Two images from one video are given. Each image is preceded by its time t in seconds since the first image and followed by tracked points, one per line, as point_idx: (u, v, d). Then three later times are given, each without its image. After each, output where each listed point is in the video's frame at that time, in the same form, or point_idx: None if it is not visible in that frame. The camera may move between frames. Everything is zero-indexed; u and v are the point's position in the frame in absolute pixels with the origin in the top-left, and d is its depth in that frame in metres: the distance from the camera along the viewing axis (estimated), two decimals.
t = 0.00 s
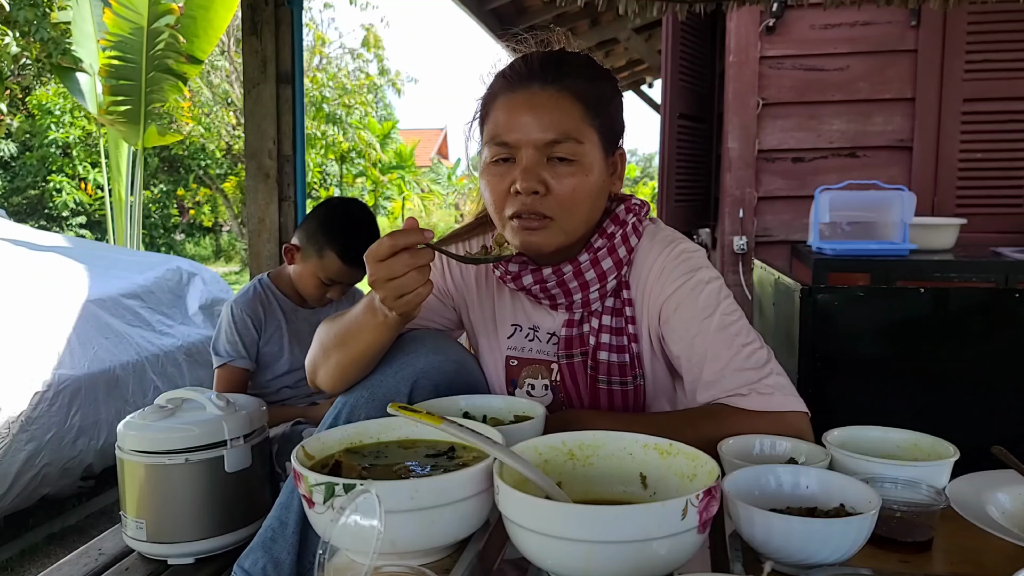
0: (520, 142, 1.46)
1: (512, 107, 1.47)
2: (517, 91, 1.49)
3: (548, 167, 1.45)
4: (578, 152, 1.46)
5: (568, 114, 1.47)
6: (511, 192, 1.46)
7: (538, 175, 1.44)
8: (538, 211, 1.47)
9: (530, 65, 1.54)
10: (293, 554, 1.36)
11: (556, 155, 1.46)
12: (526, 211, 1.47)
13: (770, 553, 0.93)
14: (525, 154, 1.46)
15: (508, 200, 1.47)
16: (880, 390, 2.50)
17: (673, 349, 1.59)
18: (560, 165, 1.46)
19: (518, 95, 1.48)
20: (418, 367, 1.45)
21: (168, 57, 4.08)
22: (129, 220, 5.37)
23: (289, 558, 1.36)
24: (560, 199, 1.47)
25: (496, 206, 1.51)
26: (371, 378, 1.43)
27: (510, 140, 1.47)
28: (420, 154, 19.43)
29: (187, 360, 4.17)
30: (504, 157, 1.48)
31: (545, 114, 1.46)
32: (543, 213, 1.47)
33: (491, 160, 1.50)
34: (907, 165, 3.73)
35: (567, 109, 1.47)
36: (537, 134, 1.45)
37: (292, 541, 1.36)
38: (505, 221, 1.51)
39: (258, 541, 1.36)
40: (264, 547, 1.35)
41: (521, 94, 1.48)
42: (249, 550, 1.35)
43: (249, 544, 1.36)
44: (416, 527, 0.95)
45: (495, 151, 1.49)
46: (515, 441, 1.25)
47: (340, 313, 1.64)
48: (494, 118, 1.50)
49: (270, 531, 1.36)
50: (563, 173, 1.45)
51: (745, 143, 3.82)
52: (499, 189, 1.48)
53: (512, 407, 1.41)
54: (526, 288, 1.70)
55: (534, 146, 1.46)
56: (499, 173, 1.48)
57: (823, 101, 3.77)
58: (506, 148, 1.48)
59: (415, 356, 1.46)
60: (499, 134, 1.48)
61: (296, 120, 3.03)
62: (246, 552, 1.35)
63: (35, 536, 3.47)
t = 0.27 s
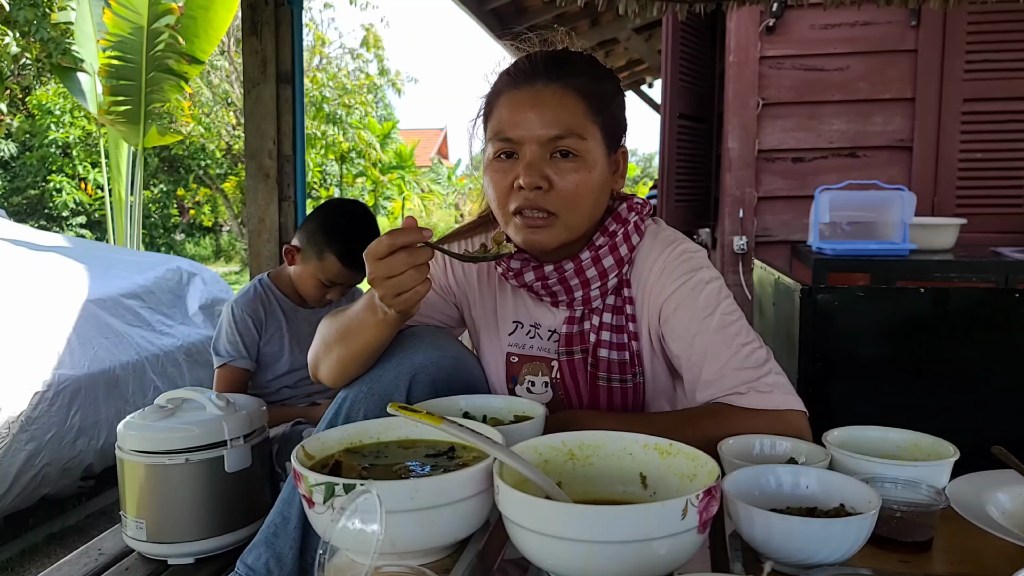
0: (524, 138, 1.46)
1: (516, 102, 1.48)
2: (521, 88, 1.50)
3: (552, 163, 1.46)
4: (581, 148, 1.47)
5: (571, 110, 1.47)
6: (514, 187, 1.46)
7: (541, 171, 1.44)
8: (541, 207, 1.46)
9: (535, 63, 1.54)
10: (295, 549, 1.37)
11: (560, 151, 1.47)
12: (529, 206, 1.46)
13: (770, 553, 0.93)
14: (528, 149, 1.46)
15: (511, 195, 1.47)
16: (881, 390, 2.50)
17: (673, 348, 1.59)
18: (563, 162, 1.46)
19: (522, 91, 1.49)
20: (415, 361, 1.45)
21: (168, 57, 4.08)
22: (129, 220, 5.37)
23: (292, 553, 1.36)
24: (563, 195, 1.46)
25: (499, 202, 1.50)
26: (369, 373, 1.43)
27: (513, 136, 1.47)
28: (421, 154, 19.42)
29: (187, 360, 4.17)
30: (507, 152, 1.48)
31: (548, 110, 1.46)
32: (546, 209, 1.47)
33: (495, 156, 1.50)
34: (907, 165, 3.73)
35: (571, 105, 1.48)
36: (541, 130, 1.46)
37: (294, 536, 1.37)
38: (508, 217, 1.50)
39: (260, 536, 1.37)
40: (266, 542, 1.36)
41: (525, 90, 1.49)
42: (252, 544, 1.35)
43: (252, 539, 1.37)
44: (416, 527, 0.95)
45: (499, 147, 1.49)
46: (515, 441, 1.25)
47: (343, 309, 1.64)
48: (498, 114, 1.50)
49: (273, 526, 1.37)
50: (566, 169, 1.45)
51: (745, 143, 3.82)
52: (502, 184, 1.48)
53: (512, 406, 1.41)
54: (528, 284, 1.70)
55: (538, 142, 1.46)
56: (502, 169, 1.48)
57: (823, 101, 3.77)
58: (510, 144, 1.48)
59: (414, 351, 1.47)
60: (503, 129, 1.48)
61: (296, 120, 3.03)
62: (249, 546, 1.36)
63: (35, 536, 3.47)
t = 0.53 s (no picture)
0: (533, 127, 1.48)
1: (526, 93, 1.51)
2: (530, 80, 1.52)
3: (559, 152, 1.47)
4: (589, 137, 1.48)
5: (580, 101, 1.49)
6: (520, 175, 1.46)
7: (549, 160, 1.45)
8: (548, 196, 1.46)
9: (544, 59, 1.57)
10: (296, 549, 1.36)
11: (567, 141, 1.48)
12: (536, 195, 1.47)
13: (770, 553, 0.93)
14: (535, 138, 1.48)
15: (517, 183, 1.47)
16: (881, 390, 2.50)
17: (675, 347, 1.59)
18: (570, 151, 1.47)
19: (532, 83, 1.52)
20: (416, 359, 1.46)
21: (168, 57, 4.08)
22: (129, 220, 5.36)
23: (292, 551, 1.36)
24: (570, 183, 1.46)
25: (505, 193, 1.50)
26: (371, 371, 1.43)
27: (522, 125, 1.49)
28: (420, 154, 19.42)
29: (187, 360, 4.17)
30: (516, 142, 1.50)
31: (557, 99, 1.49)
32: (552, 197, 1.47)
33: (503, 147, 1.51)
34: (907, 165, 3.73)
35: (579, 97, 1.50)
36: (549, 119, 1.48)
37: (294, 535, 1.36)
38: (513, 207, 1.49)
39: (260, 535, 1.37)
40: (266, 541, 1.36)
41: (535, 82, 1.52)
42: (253, 543, 1.36)
43: (251, 539, 1.37)
44: (416, 527, 0.95)
45: (507, 137, 1.50)
46: (515, 441, 1.25)
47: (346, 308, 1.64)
48: (507, 104, 1.52)
49: (272, 525, 1.37)
50: (573, 158, 1.46)
51: (745, 143, 3.82)
52: (509, 174, 1.48)
53: (512, 407, 1.41)
54: (530, 282, 1.70)
55: (545, 131, 1.48)
56: (510, 158, 1.49)
57: (823, 101, 3.77)
58: (518, 133, 1.49)
59: (414, 351, 1.47)
60: (512, 118, 1.50)
61: (296, 120, 3.03)
62: (250, 545, 1.36)
63: (35, 536, 3.47)
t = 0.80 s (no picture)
0: (521, 130, 1.48)
1: (515, 95, 1.50)
2: (520, 82, 1.52)
3: (547, 155, 1.47)
4: (577, 140, 1.48)
5: (569, 103, 1.49)
6: (508, 179, 1.47)
7: (536, 163, 1.45)
8: (536, 200, 1.47)
9: (535, 59, 1.57)
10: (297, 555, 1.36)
11: (556, 145, 1.48)
12: (524, 198, 1.48)
13: (770, 553, 0.93)
14: (523, 142, 1.48)
15: (506, 188, 1.48)
16: (881, 390, 2.50)
17: (674, 347, 1.59)
18: (558, 155, 1.47)
19: (521, 85, 1.51)
20: (417, 362, 1.45)
21: (168, 57, 4.08)
22: (129, 220, 5.36)
23: (293, 557, 1.36)
24: (558, 188, 1.47)
25: (495, 196, 1.52)
26: (374, 374, 1.43)
27: (511, 128, 1.49)
28: (420, 154, 19.43)
29: (187, 360, 4.17)
30: (505, 146, 1.50)
31: (545, 101, 1.48)
32: (540, 202, 1.48)
33: (493, 149, 1.52)
34: (907, 165, 3.73)
35: (568, 99, 1.49)
36: (537, 122, 1.48)
37: (295, 540, 1.36)
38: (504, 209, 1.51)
39: (262, 540, 1.37)
40: (268, 545, 1.36)
41: (524, 84, 1.51)
42: (254, 548, 1.36)
43: (253, 543, 1.37)
44: (416, 527, 0.95)
45: (497, 140, 1.51)
46: (515, 441, 1.24)
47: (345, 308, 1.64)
48: (497, 107, 1.52)
49: (274, 530, 1.37)
50: (561, 162, 1.46)
51: (745, 143, 3.82)
52: (498, 177, 1.49)
53: (512, 407, 1.41)
54: (528, 283, 1.70)
55: (534, 134, 1.48)
56: (499, 162, 1.49)
57: (823, 101, 3.77)
58: (507, 137, 1.50)
59: (417, 354, 1.46)
60: (501, 122, 1.50)
61: (296, 119, 3.03)
62: (250, 550, 1.36)
63: (35, 536, 3.47)
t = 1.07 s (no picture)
0: (503, 135, 1.49)
1: (496, 100, 1.50)
2: (502, 86, 1.52)
3: (530, 160, 1.48)
4: (560, 145, 1.49)
5: (551, 106, 1.49)
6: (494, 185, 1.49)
7: (519, 169, 1.47)
8: (520, 205, 1.49)
9: (517, 63, 1.56)
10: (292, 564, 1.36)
11: (539, 148, 1.49)
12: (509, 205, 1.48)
13: (770, 553, 0.93)
14: (506, 146, 1.49)
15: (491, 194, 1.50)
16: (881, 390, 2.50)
17: (671, 351, 1.59)
18: (542, 159, 1.48)
19: (502, 90, 1.51)
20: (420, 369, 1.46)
21: (168, 57, 4.08)
22: (128, 220, 5.36)
23: (289, 566, 1.36)
24: (542, 193, 1.48)
25: (482, 202, 1.54)
26: (376, 384, 1.44)
27: (493, 133, 1.50)
28: (421, 154, 19.44)
29: (187, 360, 4.17)
30: (489, 151, 1.51)
31: (526, 106, 1.48)
32: (525, 207, 1.49)
33: (477, 155, 1.54)
34: (907, 165, 3.73)
35: (551, 102, 1.49)
36: (520, 126, 1.48)
37: (292, 549, 1.37)
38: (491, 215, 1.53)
39: (257, 548, 1.36)
40: (263, 554, 1.35)
41: (505, 88, 1.51)
42: (249, 556, 1.35)
43: (247, 551, 1.37)
44: (416, 527, 0.95)
45: (480, 146, 1.53)
46: (515, 441, 1.25)
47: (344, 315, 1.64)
48: (480, 112, 1.52)
49: (269, 538, 1.37)
50: (544, 165, 1.48)
51: (745, 143, 3.82)
52: (483, 184, 1.51)
53: (512, 407, 1.41)
54: (522, 291, 1.69)
55: (517, 138, 1.48)
56: (482, 168, 1.51)
57: (823, 101, 3.77)
58: (490, 143, 1.51)
59: (420, 362, 1.47)
60: (484, 128, 1.51)
61: (296, 120, 3.03)
62: (244, 558, 1.36)
63: (35, 536, 3.47)
